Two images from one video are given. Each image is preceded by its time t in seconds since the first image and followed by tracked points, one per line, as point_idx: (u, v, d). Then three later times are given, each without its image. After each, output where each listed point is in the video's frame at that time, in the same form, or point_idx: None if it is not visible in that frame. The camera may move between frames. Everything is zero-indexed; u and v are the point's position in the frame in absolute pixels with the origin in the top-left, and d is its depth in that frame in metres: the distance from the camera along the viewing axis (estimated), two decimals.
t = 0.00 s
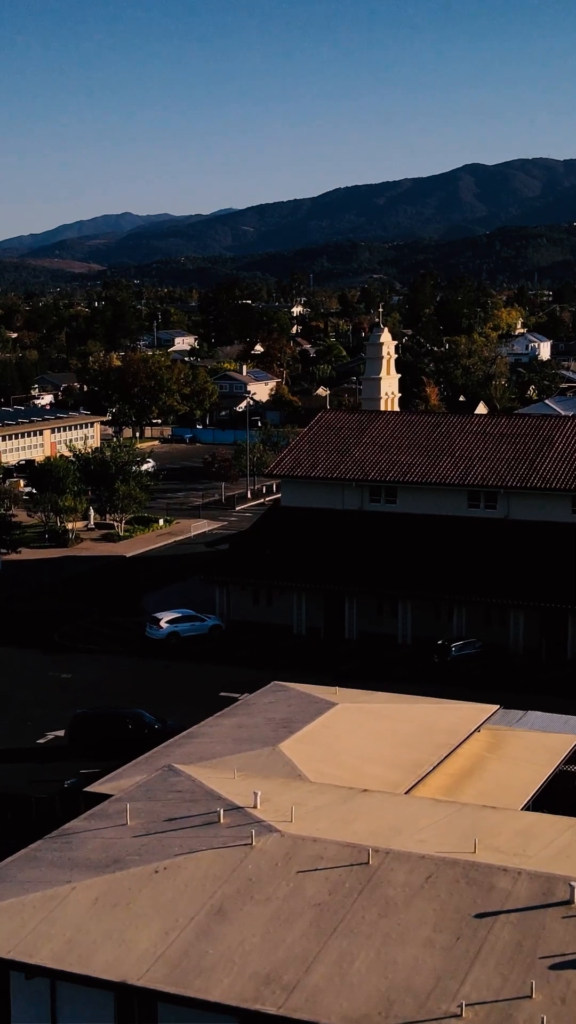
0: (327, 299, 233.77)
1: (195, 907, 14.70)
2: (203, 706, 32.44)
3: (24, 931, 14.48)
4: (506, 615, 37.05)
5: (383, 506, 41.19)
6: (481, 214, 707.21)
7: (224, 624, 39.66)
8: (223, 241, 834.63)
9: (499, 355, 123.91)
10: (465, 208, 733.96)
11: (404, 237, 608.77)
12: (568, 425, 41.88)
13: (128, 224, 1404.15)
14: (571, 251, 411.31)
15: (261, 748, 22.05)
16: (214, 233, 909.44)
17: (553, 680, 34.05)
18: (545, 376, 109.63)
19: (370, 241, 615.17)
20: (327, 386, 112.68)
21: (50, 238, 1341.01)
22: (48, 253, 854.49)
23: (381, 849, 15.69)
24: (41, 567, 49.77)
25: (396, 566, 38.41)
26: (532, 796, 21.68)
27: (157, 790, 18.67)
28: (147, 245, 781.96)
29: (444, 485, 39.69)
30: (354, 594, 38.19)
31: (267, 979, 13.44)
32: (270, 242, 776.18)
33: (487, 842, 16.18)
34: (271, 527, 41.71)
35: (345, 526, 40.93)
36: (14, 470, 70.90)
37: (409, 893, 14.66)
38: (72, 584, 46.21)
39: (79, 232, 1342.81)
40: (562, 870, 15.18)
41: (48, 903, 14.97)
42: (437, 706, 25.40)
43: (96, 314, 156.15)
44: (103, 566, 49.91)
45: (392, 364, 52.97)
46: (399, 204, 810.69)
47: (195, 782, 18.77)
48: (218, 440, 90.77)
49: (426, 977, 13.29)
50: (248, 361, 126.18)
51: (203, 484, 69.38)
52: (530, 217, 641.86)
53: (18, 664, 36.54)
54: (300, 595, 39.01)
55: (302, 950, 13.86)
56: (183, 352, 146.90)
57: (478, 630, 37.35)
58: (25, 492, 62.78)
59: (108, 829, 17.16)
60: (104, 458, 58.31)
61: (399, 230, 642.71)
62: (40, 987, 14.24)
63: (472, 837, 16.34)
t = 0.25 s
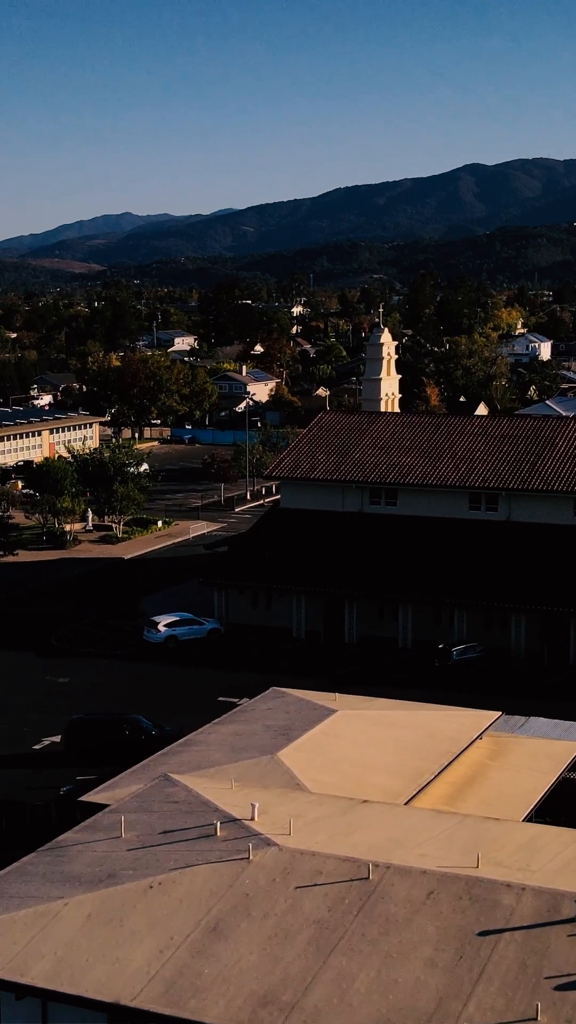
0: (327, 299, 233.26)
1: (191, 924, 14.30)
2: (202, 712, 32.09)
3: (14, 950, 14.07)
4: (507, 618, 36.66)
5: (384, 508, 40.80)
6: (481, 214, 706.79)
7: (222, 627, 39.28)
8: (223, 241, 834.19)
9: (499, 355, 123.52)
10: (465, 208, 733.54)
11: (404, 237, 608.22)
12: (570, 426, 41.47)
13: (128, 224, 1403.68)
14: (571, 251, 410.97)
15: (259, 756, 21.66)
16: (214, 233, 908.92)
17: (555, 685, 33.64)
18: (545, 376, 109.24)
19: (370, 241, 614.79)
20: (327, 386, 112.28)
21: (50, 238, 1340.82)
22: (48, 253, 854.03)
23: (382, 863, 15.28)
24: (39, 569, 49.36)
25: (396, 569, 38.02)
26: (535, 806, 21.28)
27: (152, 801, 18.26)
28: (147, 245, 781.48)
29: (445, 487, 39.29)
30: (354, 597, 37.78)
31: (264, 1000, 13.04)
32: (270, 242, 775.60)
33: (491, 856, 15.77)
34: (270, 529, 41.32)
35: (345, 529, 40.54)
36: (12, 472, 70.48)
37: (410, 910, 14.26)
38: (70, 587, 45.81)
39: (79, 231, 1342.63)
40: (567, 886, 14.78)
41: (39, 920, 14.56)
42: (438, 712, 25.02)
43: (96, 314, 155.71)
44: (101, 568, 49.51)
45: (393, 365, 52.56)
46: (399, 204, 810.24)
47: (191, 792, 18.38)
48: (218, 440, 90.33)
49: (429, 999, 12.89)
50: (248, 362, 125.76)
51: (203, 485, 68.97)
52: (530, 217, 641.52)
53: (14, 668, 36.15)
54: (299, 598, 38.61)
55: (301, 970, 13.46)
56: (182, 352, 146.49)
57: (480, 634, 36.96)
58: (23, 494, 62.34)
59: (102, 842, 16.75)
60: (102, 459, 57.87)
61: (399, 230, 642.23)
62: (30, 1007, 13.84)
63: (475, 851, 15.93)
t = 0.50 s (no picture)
0: (327, 299, 232.87)
1: (185, 945, 13.84)
2: (201, 718, 31.65)
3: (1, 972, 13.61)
4: (509, 623, 36.20)
5: (384, 510, 40.35)
6: (481, 215, 706.53)
7: (221, 632, 38.80)
8: (223, 241, 834.03)
9: (499, 355, 123.23)
10: (465, 208, 733.09)
11: (404, 237, 607.75)
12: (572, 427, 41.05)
13: (128, 224, 1403.30)
14: (571, 252, 410.81)
15: (257, 767, 21.20)
16: (214, 233, 908.32)
17: (557, 691, 33.18)
18: (545, 377, 108.87)
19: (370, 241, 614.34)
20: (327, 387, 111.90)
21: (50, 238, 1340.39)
22: (48, 253, 853.54)
23: (382, 882, 14.81)
24: (36, 572, 48.92)
25: (396, 573, 37.55)
26: (537, 818, 20.83)
27: (147, 814, 17.80)
28: (147, 245, 780.95)
29: (446, 489, 38.84)
30: (354, 601, 37.31)
31: None
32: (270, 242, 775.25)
33: (495, 874, 15.30)
34: (269, 532, 40.86)
35: (345, 532, 40.07)
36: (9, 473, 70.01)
37: (412, 930, 13.80)
38: (67, 590, 45.33)
39: (79, 232, 1341.85)
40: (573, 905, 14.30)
41: (26, 941, 14.10)
42: (438, 720, 24.59)
43: (95, 314, 155.30)
44: (99, 570, 49.08)
45: (393, 366, 52.11)
46: (399, 204, 809.72)
47: (186, 805, 17.91)
48: (217, 441, 89.86)
49: None
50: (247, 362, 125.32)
51: (201, 487, 68.49)
52: (529, 217, 641.08)
53: (10, 673, 35.72)
54: (298, 602, 38.14)
55: (299, 994, 13.00)
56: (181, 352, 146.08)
57: (481, 638, 36.50)
58: (20, 495, 61.86)
59: (95, 857, 16.29)
60: (100, 461, 57.41)
61: (399, 231, 641.79)
62: None
63: (477, 868, 15.46)
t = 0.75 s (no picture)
0: (327, 299, 232.45)
1: (181, 965, 13.43)
2: (199, 723, 31.25)
3: None
4: (511, 627, 35.79)
5: (384, 512, 39.95)
6: (481, 214, 706.01)
7: (219, 635, 38.39)
8: (223, 241, 833.66)
9: (500, 355, 122.89)
10: (466, 208, 732.67)
11: (404, 238, 607.29)
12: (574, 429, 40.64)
13: (128, 224, 1402.82)
14: (571, 252, 410.42)
15: (256, 777, 20.78)
16: (214, 233, 907.92)
17: (560, 696, 32.77)
18: (546, 377, 108.50)
19: (370, 241, 613.93)
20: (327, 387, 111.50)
21: (50, 238, 1339.83)
22: (48, 253, 853.08)
23: (383, 898, 14.41)
24: (33, 574, 48.51)
25: (397, 576, 37.15)
26: (540, 828, 20.44)
27: (142, 826, 17.39)
28: (147, 245, 780.54)
29: (447, 491, 38.44)
30: (354, 605, 36.89)
31: None
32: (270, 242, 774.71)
33: (499, 889, 14.89)
34: (268, 535, 40.46)
35: (345, 534, 39.66)
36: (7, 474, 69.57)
37: (414, 949, 13.41)
38: (64, 592, 44.92)
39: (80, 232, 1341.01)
40: None
41: (17, 959, 13.70)
42: (440, 728, 24.17)
43: (94, 314, 154.86)
44: (97, 573, 48.67)
45: (393, 367, 51.70)
46: (399, 204, 809.12)
47: (182, 817, 17.50)
48: (217, 441, 89.43)
49: None
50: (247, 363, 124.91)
51: (200, 489, 68.06)
52: (530, 217, 640.68)
53: (6, 677, 35.33)
54: (297, 606, 37.74)
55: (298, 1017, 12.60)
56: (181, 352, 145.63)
57: (483, 642, 36.09)
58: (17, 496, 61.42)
59: (88, 871, 15.90)
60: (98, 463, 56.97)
61: (400, 230, 641.33)
62: None
63: (480, 883, 15.06)
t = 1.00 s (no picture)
0: (327, 299, 232.08)
1: (173, 991, 12.93)
2: (197, 730, 30.76)
3: None
4: (513, 631, 35.32)
5: (385, 515, 39.47)
6: (481, 215, 705.60)
7: (218, 640, 37.93)
8: (223, 241, 833.39)
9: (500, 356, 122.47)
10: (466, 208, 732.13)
11: (404, 238, 606.81)
12: None
13: (127, 224, 1402.45)
14: (571, 252, 410.03)
15: (254, 789, 20.29)
16: (214, 233, 907.67)
17: (563, 702, 32.28)
18: (547, 377, 108.07)
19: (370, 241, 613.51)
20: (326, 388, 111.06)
21: (50, 238, 1339.34)
22: (48, 253, 852.77)
23: (383, 920, 13.92)
24: (30, 577, 48.02)
25: (397, 580, 36.67)
26: (545, 841, 19.94)
27: (137, 842, 16.91)
28: (146, 246, 780.32)
29: (448, 494, 37.95)
30: (354, 609, 36.40)
31: None
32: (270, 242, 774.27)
33: (503, 910, 14.41)
34: (267, 538, 39.98)
35: (345, 537, 39.19)
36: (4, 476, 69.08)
37: (416, 974, 12.92)
38: (61, 596, 44.44)
39: (80, 232, 1340.74)
40: None
41: (5, 984, 13.23)
42: (442, 737, 23.66)
43: (94, 314, 154.41)
44: (95, 576, 48.19)
45: (394, 368, 51.18)
46: (399, 204, 808.65)
47: (177, 832, 17.02)
48: (216, 443, 89.12)
49: None
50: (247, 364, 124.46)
51: (199, 490, 67.56)
52: (530, 217, 640.26)
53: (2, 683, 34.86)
54: (297, 610, 37.26)
55: None
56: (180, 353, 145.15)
57: (484, 647, 35.63)
58: (14, 499, 60.93)
59: (81, 889, 15.41)
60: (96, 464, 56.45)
61: (400, 230, 640.88)
62: None
63: (485, 904, 14.56)
